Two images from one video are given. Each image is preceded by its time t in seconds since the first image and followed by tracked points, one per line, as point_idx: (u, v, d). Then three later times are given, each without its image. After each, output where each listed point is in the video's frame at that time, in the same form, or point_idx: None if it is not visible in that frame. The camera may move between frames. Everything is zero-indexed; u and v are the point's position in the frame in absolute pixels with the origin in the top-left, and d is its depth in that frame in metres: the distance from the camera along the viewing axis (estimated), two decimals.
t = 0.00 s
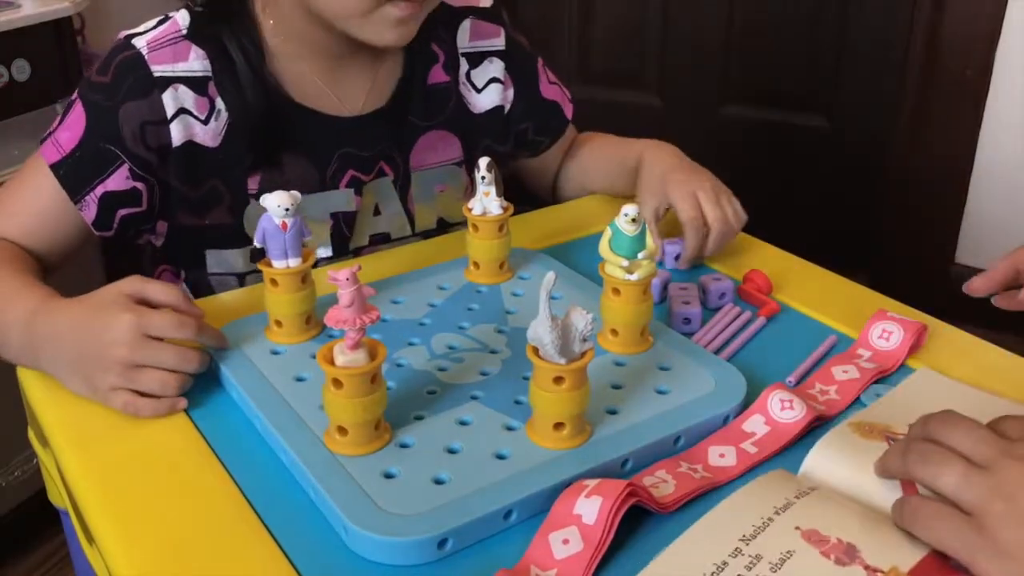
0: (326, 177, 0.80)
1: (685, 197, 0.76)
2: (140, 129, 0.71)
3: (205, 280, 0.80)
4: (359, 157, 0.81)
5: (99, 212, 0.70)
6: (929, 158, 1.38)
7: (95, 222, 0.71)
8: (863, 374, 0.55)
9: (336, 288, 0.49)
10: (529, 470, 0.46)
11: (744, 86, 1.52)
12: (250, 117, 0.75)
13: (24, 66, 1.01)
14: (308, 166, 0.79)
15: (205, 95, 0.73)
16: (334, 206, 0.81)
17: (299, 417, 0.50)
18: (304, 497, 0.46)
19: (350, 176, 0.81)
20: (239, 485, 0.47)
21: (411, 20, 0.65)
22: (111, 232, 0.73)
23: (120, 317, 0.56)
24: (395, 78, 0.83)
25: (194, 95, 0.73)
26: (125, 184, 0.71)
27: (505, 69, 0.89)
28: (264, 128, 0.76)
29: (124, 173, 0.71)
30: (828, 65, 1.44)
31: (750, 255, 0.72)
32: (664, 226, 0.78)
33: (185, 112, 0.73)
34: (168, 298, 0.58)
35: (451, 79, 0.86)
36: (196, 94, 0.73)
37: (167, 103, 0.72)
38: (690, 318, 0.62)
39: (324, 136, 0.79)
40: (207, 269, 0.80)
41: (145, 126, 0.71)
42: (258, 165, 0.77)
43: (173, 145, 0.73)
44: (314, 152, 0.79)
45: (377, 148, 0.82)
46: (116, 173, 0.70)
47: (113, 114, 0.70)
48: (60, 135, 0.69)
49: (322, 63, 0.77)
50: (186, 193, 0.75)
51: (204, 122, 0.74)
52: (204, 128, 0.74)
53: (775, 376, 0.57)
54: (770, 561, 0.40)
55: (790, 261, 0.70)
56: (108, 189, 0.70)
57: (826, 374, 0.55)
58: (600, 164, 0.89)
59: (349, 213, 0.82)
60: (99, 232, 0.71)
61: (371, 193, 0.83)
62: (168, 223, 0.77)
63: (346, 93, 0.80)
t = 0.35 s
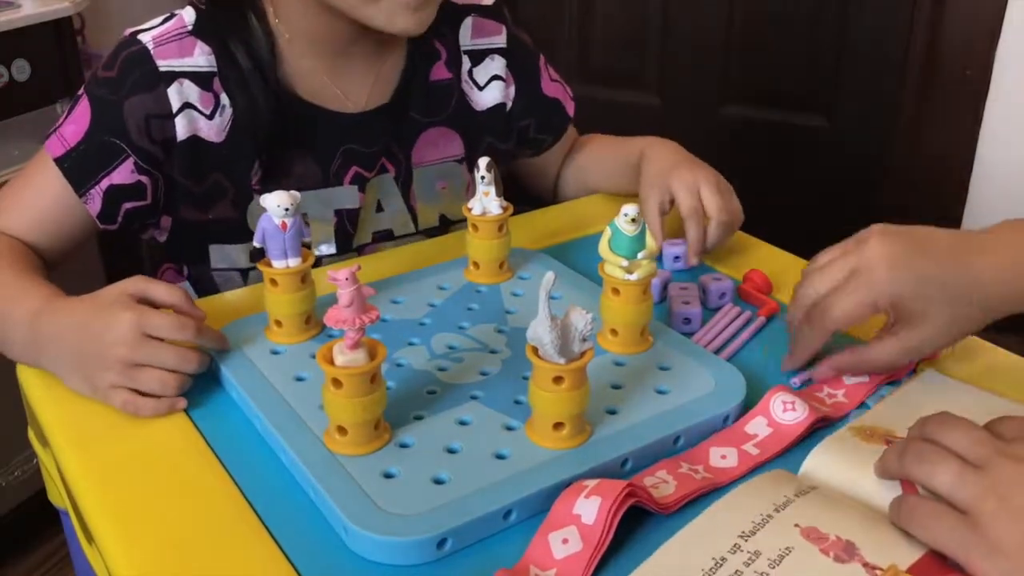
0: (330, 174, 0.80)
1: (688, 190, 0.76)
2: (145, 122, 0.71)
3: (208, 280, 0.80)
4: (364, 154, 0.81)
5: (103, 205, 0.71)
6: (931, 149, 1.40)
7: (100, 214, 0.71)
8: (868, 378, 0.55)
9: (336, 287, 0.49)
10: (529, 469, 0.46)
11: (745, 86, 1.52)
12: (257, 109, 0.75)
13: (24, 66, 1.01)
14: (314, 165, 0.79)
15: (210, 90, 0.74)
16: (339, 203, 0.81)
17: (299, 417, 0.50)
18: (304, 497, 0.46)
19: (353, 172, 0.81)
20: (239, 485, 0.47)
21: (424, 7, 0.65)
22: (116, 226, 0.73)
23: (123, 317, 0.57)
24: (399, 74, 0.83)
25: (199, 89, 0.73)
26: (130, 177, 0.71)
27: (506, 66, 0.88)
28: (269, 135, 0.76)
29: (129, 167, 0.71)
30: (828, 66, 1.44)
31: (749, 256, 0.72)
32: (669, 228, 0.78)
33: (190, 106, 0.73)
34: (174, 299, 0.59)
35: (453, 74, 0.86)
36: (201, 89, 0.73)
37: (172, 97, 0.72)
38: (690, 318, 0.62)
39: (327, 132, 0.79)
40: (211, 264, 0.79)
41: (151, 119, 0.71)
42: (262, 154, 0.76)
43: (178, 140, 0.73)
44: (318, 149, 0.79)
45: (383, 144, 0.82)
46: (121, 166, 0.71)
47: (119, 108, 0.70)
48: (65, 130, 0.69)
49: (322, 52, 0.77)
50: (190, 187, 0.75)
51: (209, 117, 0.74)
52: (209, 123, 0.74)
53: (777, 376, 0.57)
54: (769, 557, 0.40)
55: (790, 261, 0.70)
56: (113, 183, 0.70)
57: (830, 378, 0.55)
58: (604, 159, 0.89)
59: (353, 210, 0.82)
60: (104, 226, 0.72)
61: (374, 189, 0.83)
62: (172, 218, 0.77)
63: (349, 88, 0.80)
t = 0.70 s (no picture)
0: (323, 162, 0.80)
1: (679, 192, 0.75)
2: (143, 112, 0.71)
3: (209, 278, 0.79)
4: (355, 142, 0.82)
5: (103, 193, 0.71)
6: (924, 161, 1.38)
7: (101, 202, 0.71)
8: (866, 381, 0.55)
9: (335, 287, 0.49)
10: (528, 470, 0.46)
11: (745, 86, 1.52)
12: (251, 103, 0.75)
13: (24, 66, 1.01)
14: (303, 152, 0.79)
15: (205, 80, 0.74)
16: (328, 191, 0.81)
17: (298, 417, 0.50)
18: (304, 498, 0.46)
19: (345, 160, 0.81)
20: (238, 484, 0.47)
21: (381, 10, 0.67)
22: (115, 214, 0.73)
23: (124, 316, 0.57)
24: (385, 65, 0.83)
25: (194, 80, 0.73)
26: (128, 165, 0.72)
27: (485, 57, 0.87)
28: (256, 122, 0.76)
29: (127, 155, 0.71)
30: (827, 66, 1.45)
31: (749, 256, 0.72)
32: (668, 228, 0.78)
33: (186, 96, 0.73)
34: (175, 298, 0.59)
35: (439, 68, 0.87)
36: (196, 79, 0.74)
37: (167, 87, 0.72)
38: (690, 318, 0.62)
39: (315, 121, 0.79)
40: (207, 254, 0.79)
41: (148, 109, 0.72)
42: (253, 146, 0.77)
43: (175, 129, 0.74)
44: (309, 138, 0.79)
45: (372, 133, 0.83)
46: (119, 155, 0.71)
47: (116, 97, 0.70)
48: (61, 120, 0.69)
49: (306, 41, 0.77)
50: (187, 176, 0.76)
51: (204, 106, 0.74)
52: (205, 112, 0.74)
53: (776, 377, 0.57)
54: (767, 561, 0.39)
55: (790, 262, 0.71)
56: (113, 171, 0.71)
57: (828, 381, 0.55)
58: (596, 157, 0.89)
59: (347, 197, 0.82)
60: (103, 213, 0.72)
61: (365, 177, 0.83)
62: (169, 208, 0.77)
63: (336, 80, 0.81)
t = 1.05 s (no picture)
0: (301, 131, 0.80)
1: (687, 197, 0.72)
2: (120, 87, 0.71)
3: (204, 270, 0.79)
4: (333, 112, 0.81)
5: (83, 167, 0.70)
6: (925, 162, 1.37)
7: (82, 176, 0.71)
8: (866, 382, 0.55)
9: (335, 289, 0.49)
10: (528, 471, 0.46)
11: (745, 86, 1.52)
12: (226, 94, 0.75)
13: (24, 66, 1.01)
14: (281, 123, 0.79)
15: (181, 58, 0.74)
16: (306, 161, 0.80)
17: (298, 418, 0.50)
18: (303, 498, 0.46)
19: (324, 130, 0.81)
20: (238, 485, 0.47)
21: None
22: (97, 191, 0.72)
23: (114, 319, 0.56)
24: (360, 37, 0.82)
25: (170, 57, 0.73)
26: (107, 140, 0.71)
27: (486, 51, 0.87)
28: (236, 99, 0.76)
29: (106, 130, 0.71)
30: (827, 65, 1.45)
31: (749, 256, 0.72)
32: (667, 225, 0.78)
33: (162, 73, 0.73)
34: (167, 300, 0.58)
35: (416, 40, 0.86)
36: (172, 57, 0.73)
37: (143, 64, 0.72)
38: (690, 318, 0.62)
39: (293, 101, 0.79)
40: (195, 232, 0.78)
41: (124, 85, 0.71)
42: (236, 117, 0.76)
43: (153, 105, 0.73)
44: (286, 110, 0.79)
45: (348, 103, 0.82)
46: (97, 130, 0.70)
47: (90, 73, 0.70)
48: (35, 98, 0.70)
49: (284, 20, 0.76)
50: (170, 154, 0.75)
51: (181, 82, 0.74)
52: (181, 88, 0.74)
53: (777, 378, 0.57)
54: (765, 565, 0.39)
55: (790, 261, 0.70)
56: (92, 145, 0.70)
57: (828, 381, 0.55)
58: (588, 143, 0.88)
59: (328, 167, 0.81)
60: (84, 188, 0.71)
61: (345, 150, 0.83)
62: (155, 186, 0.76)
63: (303, 51, 0.79)
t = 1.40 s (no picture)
0: (310, 169, 0.78)
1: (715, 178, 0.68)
2: (116, 109, 0.70)
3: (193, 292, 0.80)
4: (344, 149, 0.80)
5: (72, 192, 0.68)
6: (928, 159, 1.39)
7: (70, 203, 0.68)
8: (866, 381, 0.55)
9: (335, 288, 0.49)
10: (529, 470, 0.46)
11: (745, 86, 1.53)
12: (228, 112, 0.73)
13: (24, 66, 1.01)
14: (291, 160, 0.77)
15: (187, 79, 0.72)
16: (318, 199, 0.80)
17: (299, 417, 0.50)
18: (304, 498, 0.46)
19: (332, 168, 0.79)
20: (238, 485, 0.47)
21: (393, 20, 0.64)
22: (87, 216, 0.70)
23: (103, 322, 0.55)
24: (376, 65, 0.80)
25: (173, 78, 0.72)
26: (100, 164, 0.70)
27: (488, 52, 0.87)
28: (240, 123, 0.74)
29: (99, 153, 0.69)
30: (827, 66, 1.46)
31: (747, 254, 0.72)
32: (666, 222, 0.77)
33: (163, 95, 0.72)
34: (155, 301, 0.56)
35: (432, 64, 0.85)
36: (176, 78, 0.72)
37: (145, 84, 0.71)
38: (689, 318, 0.62)
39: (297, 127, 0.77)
40: (186, 256, 0.78)
41: (122, 106, 0.70)
42: (239, 149, 0.75)
43: (152, 128, 0.72)
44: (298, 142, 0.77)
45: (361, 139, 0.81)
46: (91, 152, 0.69)
47: (89, 91, 0.69)
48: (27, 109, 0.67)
49: (306, 53, 0.73)
50: (165, 177, 0.74)
51: (183, 106, 0.72)
52: (183, 112, 0.73)
53: (777, 377, 0.57)
54: (766, 569, 0.39)
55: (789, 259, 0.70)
56: (84, 168, 0.68)
57: (828, 381, 0.55)
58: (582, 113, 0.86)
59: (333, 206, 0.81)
60: (72, 211, 0.69)
61: (353, 185, 0.82)
62: (147, 206, 0.75)
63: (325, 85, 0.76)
